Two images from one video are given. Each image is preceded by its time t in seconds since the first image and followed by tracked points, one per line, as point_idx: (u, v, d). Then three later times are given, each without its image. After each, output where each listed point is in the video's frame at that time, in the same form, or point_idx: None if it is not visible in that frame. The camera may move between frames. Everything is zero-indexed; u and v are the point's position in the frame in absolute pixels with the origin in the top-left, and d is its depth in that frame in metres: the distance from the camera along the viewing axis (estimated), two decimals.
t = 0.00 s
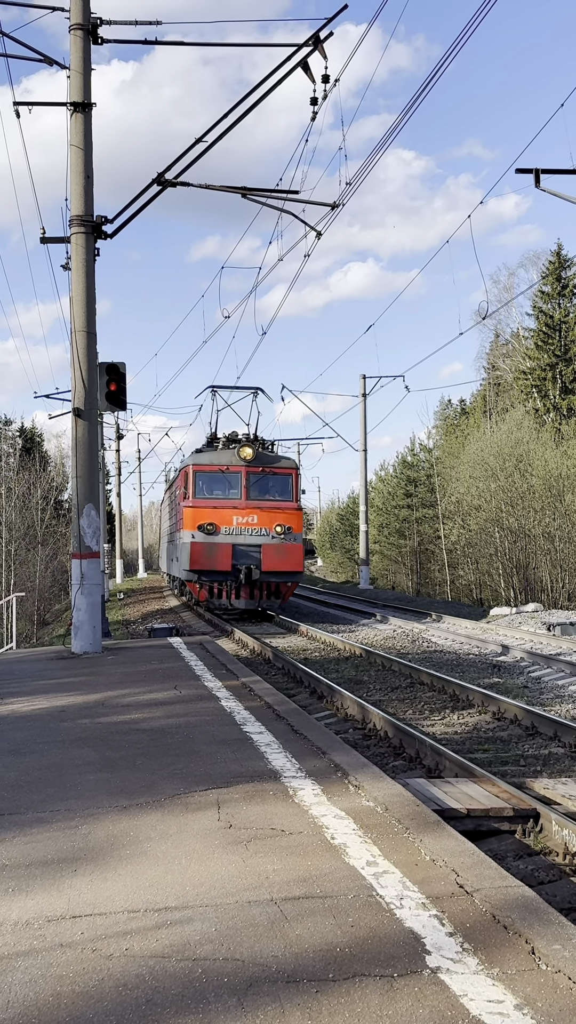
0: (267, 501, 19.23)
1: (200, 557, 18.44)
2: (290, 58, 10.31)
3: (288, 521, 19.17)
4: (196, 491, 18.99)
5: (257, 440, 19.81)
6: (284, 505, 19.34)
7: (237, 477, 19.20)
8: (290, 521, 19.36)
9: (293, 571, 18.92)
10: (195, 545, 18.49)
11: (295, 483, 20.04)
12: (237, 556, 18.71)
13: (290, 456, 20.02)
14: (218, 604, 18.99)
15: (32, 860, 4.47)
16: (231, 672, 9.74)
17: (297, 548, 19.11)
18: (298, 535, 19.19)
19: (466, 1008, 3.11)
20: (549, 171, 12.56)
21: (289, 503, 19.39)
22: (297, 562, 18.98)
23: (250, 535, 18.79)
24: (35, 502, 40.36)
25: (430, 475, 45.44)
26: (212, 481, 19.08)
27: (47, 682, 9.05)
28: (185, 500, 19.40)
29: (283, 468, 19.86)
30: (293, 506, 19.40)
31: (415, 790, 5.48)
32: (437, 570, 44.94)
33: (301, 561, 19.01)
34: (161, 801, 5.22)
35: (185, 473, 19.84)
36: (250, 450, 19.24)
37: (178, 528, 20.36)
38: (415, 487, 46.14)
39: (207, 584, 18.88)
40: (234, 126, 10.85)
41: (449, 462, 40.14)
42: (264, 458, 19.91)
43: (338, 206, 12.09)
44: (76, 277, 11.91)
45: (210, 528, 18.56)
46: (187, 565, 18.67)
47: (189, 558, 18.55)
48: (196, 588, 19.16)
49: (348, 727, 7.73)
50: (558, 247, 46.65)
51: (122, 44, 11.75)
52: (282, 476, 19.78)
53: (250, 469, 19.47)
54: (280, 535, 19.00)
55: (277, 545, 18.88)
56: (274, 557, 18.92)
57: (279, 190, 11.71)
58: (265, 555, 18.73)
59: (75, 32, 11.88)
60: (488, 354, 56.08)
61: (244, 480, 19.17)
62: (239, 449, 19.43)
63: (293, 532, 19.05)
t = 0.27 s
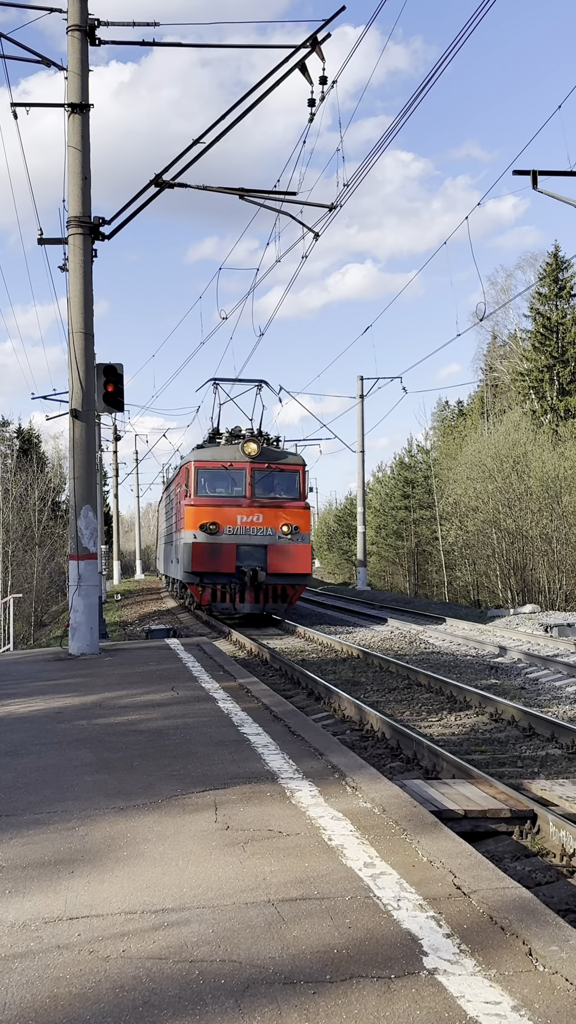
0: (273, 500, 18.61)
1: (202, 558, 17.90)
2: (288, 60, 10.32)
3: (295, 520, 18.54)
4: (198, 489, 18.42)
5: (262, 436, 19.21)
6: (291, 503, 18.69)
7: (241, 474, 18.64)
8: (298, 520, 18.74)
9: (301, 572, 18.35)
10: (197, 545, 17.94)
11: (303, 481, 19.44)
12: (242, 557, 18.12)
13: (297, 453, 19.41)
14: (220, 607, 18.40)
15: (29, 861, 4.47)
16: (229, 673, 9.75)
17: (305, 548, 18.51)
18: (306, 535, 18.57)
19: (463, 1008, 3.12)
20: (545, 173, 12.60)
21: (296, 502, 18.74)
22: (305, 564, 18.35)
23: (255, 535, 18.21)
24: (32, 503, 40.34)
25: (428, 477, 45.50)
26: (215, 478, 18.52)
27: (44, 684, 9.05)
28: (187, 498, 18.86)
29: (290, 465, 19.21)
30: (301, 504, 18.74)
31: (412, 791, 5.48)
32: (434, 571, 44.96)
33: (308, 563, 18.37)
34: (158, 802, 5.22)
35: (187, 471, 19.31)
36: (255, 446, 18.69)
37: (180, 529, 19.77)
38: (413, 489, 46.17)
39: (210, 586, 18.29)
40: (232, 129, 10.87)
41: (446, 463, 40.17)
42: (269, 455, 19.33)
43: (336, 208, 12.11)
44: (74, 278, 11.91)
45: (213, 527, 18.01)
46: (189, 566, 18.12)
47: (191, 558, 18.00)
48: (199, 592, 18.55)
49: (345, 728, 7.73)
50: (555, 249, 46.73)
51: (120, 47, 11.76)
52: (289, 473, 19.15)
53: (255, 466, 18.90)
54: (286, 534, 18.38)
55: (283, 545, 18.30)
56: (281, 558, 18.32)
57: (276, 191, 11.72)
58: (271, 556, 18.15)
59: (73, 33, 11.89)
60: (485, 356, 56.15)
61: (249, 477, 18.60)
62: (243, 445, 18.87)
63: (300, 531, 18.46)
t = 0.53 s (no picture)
0: (278, 498, 17.88)
1: (204, 559, 17.10)
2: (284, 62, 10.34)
3: (301, 520, 17.81)
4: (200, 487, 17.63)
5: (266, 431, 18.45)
6: (296, 501, 17.97)
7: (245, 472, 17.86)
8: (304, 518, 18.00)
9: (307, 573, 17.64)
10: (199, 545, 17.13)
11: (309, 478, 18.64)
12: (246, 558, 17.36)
13: (303, 449, 18.66)
14: (223, 613, 17.63)
15: (25, 864, 4.46)
16: (224, 675, 9.73)
17: (312, 549, 17.79)
18: (313, 535, 17.86)
19: (458, 1010, 3.12)
20: (541, 175, 12.65)
21: (303, 501, 18.03)
22: (312, 565, 17.64)
23: (259, 535, 17.47)
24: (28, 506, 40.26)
25: (424, 479, 45.57)
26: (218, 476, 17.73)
27: (40, 686, 9.02)
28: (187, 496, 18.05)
29: (296, 462, 18.44)
30: (307, 503, 18.01)
31: (408, 793, 5.46)
32: (430, 574, 44.97)
33: (315, 565, 17.69)
34: (154, 804, 5.21)
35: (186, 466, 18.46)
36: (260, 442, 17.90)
37: (178, 527, 18.97)
38: (409, 491, 46.18)
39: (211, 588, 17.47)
40: (228, 130, 10.88)
41: (442, 466, 40.20)
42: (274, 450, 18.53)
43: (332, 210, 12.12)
44: (69, 280, 11.90)
45: (215, 527, 17.23)
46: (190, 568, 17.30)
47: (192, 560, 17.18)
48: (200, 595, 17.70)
49: (341, 730, 7.72)
50: (551, 252, 46.83)
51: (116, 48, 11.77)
52: (295, 470, 18.38)
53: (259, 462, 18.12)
54: (292, 535, 17.66)
55: (289, 545, 17.58)
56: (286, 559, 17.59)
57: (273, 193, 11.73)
58: (276, 558, 17.43)
59: (69, 34, 11.88)
60: (481, 359, 56.21)
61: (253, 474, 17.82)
62: (246, 441, 18.10)
63: (307, 531, 17.74)
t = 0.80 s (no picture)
0: (284, 496, 16.85)
1: (206, 562, 16.00)
2: (280, 64, 10.36)
3: (309, 520, 16.80)
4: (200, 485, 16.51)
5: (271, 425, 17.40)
6: (304, 500, 16.96)
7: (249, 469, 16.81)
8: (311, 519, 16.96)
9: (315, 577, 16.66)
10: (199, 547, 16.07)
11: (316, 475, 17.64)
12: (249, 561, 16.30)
13: (310, 445, 17.65)
14: (226, 618, 16.60)
15: (19, 867, 4.44)
16: (219, 678, 9.72)
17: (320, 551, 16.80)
18: (321, 536, 16.86)
19: (453, 1013, 3.12)
20: (536, 177, 12.64)
21: (310, 499, 17.02)
22: (320, 568, 16.66)
23: (265, 536, 16.44)
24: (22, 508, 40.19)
25: (418, 481, 45.59)
26: (220, 472, 16.64)
27: (34, 688, 8.99)
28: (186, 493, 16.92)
29: (302, 458, 17.45)
30: (315, 502, 17.02)
31: (403, 796, 5.45)
32: (425, 575, 44.97)
33: (323, 567, 16.72)
34: (149, 807, 5.19)
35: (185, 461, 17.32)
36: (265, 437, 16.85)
37: (176, 526, 17.92)
38: (403, 493, 46.19)
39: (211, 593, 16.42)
40: (223, 131, 10.85)
41: (437, 468, 40.22)
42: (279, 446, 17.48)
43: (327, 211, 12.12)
44: (64, 281, 11.88)
45: (218, 527, 16.15)
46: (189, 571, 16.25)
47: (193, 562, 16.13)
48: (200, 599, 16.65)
49: (336, 733, 7.72)
50: (545, 254, 46.92)
51: (111, 50, 11.76)
52: (302, 467, 17.37)
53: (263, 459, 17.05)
54: (300, 535, 16.65)
55: (296, 547, 16.56)
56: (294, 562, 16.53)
57: (268, 195, 11.72)
58: (281, 560, 16.38)
59: (64, 36, 11.88)
60: (475, 361, 56.26)
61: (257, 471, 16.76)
62: (250, 435, 17.01)
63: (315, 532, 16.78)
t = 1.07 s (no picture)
0: (291, 495, 15.61)
1: (207, 565, 14.76)
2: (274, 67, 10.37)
3: (317, 520, 15.54)
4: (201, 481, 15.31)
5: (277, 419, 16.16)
6: (312, 498, 15.70)
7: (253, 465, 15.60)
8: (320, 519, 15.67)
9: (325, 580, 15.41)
10: (200, 549, 14.79)
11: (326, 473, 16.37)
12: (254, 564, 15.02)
13: (318, 439, 16.42)
14: (228, 625, 15.33)
15: (13, 870, 4.43)
16: (212, 681, 9.71)
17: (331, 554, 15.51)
18: (331, 537, 15.59)
19: (446, 1015, 3.12)
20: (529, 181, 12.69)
21: (319, 497, 15.76)
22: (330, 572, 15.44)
23: (271, 537, 15.21)
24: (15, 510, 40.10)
25: (412, 483, 45.65)
26: (222, 469, 15.45)
27: (27, 691, 8.95)
28: (187, 492, 15.72)
29: (310, 454, 16.19)
30: (324, 501, 15.77)
31: (396, 798, 5.44)
32: (419, 578, 44.99)
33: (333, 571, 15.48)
34: (143, 810, 5.18)
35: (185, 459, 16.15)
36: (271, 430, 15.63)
37: (178, 528, 16.77)
38: (397, 496, 46.23)
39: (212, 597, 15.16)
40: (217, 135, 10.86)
41: (431, 471, 40.24)
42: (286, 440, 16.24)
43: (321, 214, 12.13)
44: (58, 283, 11.87)
45: (220, 527, 14.91)
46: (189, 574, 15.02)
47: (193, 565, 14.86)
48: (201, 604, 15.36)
49: (330, 735, 7.71)
50: (539, 258, 47.03)
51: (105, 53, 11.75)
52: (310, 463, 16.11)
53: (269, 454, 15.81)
54: (307, 536, 15.36)
55: (304, 549, 15.29)
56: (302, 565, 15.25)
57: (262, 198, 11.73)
58: (289, 564, 15.11)
59: (59, 38, 11.87)
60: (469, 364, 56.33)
61: (263, 467, 15.55)
62: (254, 428, 15.75)
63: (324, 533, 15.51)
